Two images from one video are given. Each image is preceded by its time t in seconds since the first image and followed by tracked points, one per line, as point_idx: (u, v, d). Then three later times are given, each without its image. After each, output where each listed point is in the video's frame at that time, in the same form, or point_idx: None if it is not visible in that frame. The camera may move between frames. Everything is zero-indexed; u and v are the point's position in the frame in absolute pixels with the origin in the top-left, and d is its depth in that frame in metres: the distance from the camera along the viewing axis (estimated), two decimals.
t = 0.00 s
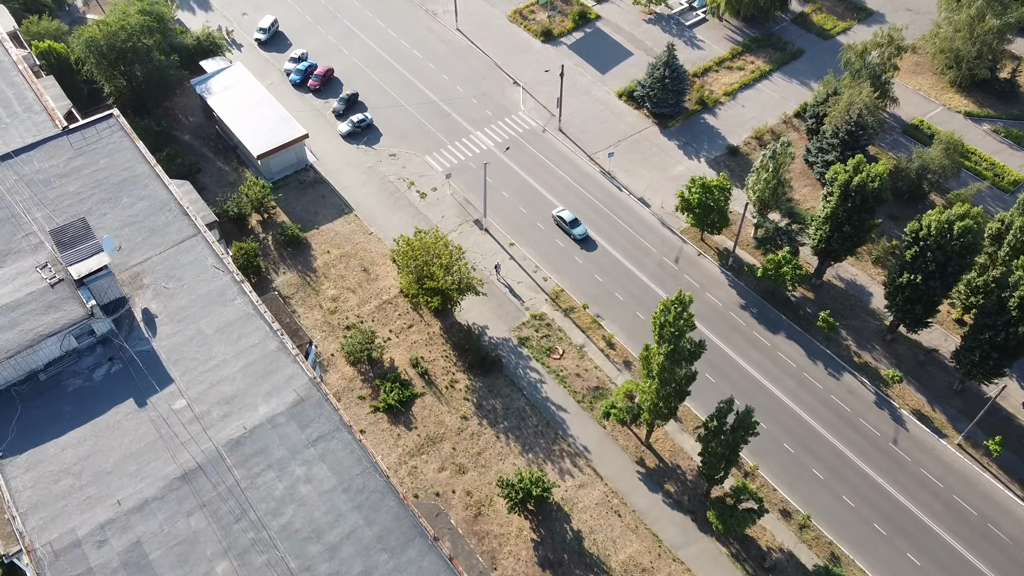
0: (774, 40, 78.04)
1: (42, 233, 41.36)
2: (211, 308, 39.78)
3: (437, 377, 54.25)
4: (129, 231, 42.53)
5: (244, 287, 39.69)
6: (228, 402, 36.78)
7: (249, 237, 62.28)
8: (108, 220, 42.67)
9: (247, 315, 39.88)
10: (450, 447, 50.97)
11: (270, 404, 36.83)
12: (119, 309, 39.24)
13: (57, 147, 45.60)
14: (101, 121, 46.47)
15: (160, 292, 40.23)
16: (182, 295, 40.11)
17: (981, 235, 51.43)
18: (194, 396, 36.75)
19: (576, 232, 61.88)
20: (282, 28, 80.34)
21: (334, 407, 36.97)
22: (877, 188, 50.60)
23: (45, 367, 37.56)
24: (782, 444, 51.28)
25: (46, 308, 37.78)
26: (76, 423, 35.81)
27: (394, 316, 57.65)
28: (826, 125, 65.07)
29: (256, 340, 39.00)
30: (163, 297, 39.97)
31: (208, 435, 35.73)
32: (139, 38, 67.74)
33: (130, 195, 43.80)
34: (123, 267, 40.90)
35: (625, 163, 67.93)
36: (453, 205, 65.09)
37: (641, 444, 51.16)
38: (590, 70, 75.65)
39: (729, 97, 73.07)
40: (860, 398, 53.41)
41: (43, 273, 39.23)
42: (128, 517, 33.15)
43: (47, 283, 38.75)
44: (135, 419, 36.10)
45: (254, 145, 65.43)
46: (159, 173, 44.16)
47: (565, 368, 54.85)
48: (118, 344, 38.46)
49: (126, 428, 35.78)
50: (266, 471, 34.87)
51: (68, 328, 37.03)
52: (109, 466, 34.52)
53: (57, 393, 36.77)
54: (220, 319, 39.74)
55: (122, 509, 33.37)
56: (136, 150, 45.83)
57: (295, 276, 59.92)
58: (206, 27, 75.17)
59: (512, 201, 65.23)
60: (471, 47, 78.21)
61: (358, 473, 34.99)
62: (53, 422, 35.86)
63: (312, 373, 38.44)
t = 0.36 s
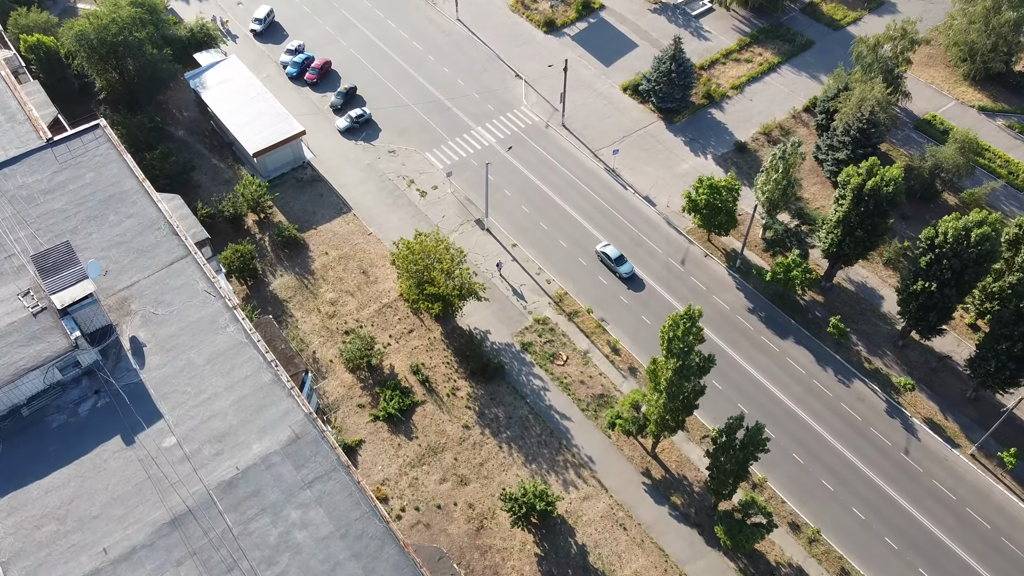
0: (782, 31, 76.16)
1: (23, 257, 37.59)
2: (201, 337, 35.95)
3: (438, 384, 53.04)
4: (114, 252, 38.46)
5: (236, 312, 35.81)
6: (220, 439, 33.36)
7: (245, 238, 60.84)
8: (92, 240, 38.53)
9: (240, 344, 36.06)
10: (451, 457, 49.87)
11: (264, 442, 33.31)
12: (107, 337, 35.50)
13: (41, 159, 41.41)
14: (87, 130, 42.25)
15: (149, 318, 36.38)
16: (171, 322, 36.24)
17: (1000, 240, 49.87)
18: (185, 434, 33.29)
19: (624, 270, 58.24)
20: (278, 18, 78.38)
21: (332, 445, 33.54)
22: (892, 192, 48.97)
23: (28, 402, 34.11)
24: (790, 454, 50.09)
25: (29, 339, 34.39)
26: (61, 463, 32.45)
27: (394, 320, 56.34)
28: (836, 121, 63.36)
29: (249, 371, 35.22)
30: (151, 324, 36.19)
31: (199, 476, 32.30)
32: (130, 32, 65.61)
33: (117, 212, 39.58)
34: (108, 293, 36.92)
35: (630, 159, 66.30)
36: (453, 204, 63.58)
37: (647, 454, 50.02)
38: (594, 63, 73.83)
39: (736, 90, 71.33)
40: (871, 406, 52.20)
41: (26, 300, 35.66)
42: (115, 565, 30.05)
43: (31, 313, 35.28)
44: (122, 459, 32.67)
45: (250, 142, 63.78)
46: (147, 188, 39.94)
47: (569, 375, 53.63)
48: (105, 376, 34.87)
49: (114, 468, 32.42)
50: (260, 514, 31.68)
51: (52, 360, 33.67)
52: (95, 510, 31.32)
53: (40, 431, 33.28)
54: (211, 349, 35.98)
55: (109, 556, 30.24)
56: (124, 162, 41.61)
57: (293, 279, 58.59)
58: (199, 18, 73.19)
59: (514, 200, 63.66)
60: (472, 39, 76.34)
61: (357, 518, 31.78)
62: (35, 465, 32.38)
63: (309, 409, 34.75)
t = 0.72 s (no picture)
0: (791, 22, 74.29)
1: None
2: (194, 370, 32.17)
3: (439, 393, 51.91)
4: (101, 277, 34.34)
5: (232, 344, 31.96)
6: (212, 482, 29.83)
7: (242, 240, 59.45)
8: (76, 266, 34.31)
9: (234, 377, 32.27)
10: (453, 468, 48.81)
11: (260, 485, 29.85)
12: (94, 370, 31.71)
13: (24, 176, 36.87)
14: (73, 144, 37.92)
15: (138, 350, 32.55)
16: (162, 354, 32.46)
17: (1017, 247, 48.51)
18: (175, 477, 29.81)
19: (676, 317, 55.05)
20: (274, 9, 76.49)
21: (329, 489, 30.09)
22: (906, 199, 47.37)
23: (9, 442, 30.30)
24: (799, 466, 48.99)
25: (11, 375, 30.19)
26: (45, 511, 28.87)
27: (395, 326, 55.11)
28: (847, 118, 61.72)
29: (244, 406, 31.51)
30: (140, 355, 32.35)
31: (191, 524, 28.95)
32: (121, 26, 63.94)
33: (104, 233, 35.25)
34: (95, 323, 33.05)
35: (635, 157, 64.74)
36: (454, 204, 62.09)
37: (653, 466, 48.96)
38: (598, 56, 72.04)
39: (744, 85, 69.58)
40: (882, 415, 51.08)
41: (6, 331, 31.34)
42: None
43: (13, 346, 30.89)
44: (110, 504, 29.24)
45: (246, 140, 62.22)
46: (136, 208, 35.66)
47: (573, 383, 52.49)
48: (93, 411, 31.18)
49: (101, 515, 28.95)
50: (254, 566, 28.39)
51: (36, 398, 29.68)
52: (81, 561, 27.94)
53: (22, 476, 29.62)
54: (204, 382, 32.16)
55: None
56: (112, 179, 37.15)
57: (291, 282, 57.25)
58: (193, 10, 71.32)
59: (517, 200, 62.16)
60: (474, 31, 74.51)
61: (355, 571, 28.45)
62: (15, 514, 28.80)
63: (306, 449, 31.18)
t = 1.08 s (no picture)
0: (801, 14, 72.47)
1: None
2: (185, 410, 30.88)
3: (440, 403, 50.81)
4: (88, 307, 33.06)
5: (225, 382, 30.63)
6: (204, 531, 28.49)
7: (238, 243, 58.10)
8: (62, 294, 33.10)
9: (226, 418, 30.95)
10: (455, 482, 47.81)
11: (254, 535, 28.49)
12: (80, 410, 30.28)
13: (7, 197, 35.54)
14: (59, 163, 36.43)
15: (126, 387, 31.25)
16: (152, 391, 31.16)
17: None
18: (165, 527, 28.45)
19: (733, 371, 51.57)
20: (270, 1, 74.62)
21: (327, 540, 28.59)
22: (922, 207, 45.94)
23: None
24: (808, 478, 48.00)
25: None
26: (30, 562, 27.44)
27: (395, 333, 53.92)
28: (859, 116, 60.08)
29: (237, 450, 30.25)
30: (129, 393, 31.05)
31: None
32: (112, 22, 62.07)
33: (90, 259, 33.92)
34: (81, 356, 31.73)
35: (641, 156, 63.22)
36: (456, 205, 60.66)
37: (659, 479, 47.93)
38: (602, 50, 70.32)
39: (752, 80, 67.93)
40: (893, 426, 50.03)
41: None
42: None
43: None
44: (98, 555, 27.84)
45: (242, 140, 60.74)
46: (124, 233, 34.25)
47: (577, 393, 51.35)
48: (80, 454, 29.79)
49: (89, 566, 27.55)
50: None
51: (21, 441, 27.90)
52: None
53: (5, 524, 28.15)
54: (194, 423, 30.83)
55: None
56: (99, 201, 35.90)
57: (288, 287, 55.98)
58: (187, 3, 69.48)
59: (520, 200, 60.73)
60: (475, 23, 72.75)
61: None
62: None
63: (303, 495, 29.85)
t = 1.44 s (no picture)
0: (810, 7, 70.75)
1: None
2: (177, 452, 28.14)
3: (442, 413, 49.79)
4: (75, 339, 30.34)
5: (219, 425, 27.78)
6: None
7: (234, 247, 56.83)
8: (47, 325, 30.42)
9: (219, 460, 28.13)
10: (458, 495, 46.86)
11: None
12: (68, 453, 27.76)
13: None
14: (43, 183, 34.27)
15: (114, 427, 28.43)
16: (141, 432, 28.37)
17: None
18: None
19: (800, 437, 48.20)
20: None
21: None
22: (938, 215, 44.62)
23: None
24: (818, 492, 47.07)
25: None
26: None
27: (396, 340, 52.81)
28: (871, 115, 58.51)
29: (232, 496, 27.52)
30: (118, 434, 28.28)
31: None
32: (102, 18, 60.22)
33: (77, 287, 31.35)
34: (67, 395, 28.97)
35: (646, 155, 61.74)
36: (457, 206, 59.28)
37: (666, 493, 46.97)
38: (607, 44, 68.71)
39: (760, 75, 66.31)
40: (904, 437, 49.04)
41: None
42: None
43: None
44: None
45: (237, 140, 59.24)
46: (113, 257, 31.86)
47: (581, 403, 50.30)
48: (67, 500, 27.02)
49: None
50: None
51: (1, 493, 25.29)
52: None
53: None
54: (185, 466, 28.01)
55: None
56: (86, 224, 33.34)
57: (286, 292, 54.75)
58: None
59: (523, 202, 59.33)
60: (476, 16, 71.13)
61: None
62: None
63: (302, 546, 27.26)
